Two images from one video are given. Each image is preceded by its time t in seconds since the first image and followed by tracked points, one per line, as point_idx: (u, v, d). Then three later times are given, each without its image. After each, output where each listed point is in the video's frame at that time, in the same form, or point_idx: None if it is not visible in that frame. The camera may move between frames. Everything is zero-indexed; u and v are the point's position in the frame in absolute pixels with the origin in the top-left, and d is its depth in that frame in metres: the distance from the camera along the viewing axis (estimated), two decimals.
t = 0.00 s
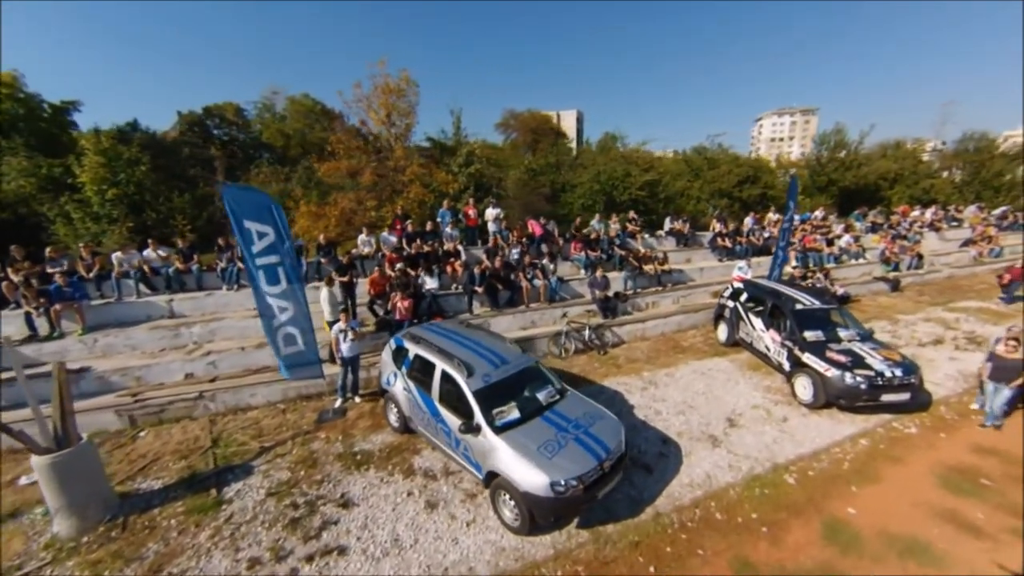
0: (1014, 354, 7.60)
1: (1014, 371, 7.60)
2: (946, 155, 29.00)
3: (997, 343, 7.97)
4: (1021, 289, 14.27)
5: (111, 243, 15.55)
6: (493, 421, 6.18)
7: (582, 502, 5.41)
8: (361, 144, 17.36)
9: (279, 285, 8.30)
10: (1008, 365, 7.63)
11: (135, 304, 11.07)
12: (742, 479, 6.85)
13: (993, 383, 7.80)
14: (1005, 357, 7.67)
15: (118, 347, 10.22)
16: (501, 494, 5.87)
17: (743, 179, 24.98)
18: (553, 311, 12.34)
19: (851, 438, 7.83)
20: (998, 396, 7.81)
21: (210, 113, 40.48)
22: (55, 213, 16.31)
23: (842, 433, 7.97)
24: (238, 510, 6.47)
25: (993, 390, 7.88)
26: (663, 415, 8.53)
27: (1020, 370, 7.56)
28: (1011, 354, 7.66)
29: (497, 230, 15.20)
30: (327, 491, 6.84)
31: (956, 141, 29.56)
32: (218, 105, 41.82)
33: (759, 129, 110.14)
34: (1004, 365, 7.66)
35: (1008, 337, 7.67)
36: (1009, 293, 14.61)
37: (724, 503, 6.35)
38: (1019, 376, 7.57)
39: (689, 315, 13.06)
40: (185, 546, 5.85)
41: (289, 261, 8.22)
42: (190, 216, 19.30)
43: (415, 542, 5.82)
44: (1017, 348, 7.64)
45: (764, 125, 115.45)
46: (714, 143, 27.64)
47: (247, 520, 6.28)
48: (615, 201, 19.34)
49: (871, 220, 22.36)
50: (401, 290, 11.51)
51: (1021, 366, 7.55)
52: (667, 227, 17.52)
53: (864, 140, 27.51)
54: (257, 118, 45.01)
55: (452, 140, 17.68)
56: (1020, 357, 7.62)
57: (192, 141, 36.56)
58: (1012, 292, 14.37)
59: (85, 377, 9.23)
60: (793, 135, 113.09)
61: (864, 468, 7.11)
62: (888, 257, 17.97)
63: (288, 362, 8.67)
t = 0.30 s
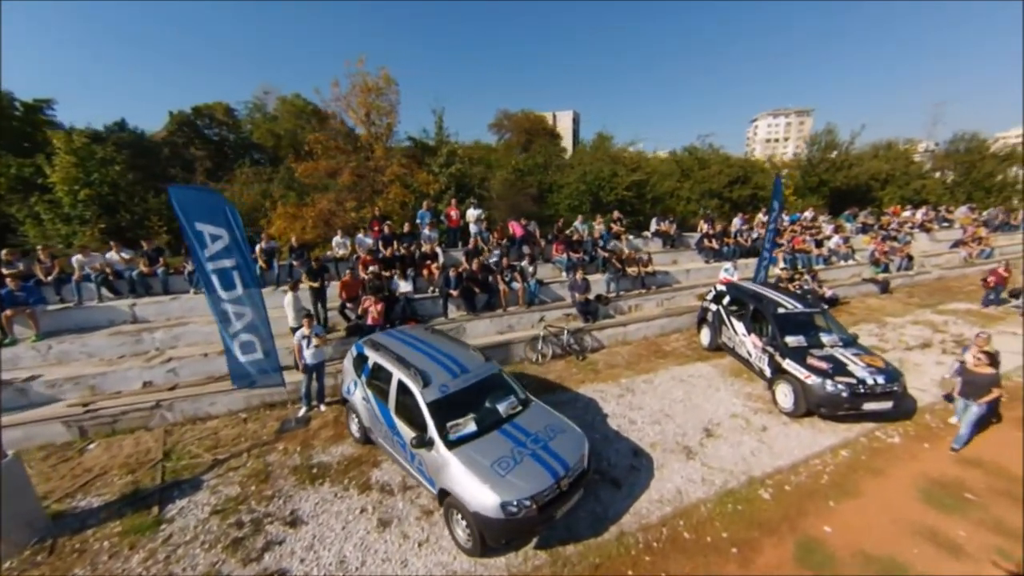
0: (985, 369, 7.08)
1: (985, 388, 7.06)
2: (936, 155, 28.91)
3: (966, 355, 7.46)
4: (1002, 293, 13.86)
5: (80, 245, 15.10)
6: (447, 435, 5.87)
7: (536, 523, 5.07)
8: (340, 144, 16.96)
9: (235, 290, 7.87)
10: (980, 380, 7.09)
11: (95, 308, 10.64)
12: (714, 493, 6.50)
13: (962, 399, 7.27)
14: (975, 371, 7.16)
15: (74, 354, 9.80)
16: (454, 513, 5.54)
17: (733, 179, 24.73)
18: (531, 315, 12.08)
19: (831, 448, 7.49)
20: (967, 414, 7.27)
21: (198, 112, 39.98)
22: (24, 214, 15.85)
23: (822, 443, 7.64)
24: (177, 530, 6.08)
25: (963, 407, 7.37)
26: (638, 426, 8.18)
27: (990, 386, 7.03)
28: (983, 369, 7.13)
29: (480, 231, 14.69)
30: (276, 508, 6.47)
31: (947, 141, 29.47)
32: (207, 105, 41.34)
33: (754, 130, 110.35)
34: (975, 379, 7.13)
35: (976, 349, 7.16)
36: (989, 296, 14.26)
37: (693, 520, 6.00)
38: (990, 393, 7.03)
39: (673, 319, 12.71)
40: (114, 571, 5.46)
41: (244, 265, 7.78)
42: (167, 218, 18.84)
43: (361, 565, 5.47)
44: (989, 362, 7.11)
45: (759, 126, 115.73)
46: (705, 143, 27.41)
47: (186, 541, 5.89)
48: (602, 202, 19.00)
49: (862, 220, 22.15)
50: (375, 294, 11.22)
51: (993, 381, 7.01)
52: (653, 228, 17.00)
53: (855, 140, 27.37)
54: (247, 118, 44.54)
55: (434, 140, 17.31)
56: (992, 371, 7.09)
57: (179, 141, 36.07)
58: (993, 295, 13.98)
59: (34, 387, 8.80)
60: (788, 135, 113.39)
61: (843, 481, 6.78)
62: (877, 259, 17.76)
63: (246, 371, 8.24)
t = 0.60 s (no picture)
0: (957, 382, 6.58)
1: (957, 401, 6.58)
2: (928, 155, 28.74)
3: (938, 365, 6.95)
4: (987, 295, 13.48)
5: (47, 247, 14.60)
6: (395, 452, 5.53)
7: (485, 549, 4.70)
8: (319, 143, 16.53)
9: (187, 295, 7.48)
10: (952, 394, 6.59)
11: (52, 314, 10.19)
12: (686, 511, 6.13)
13: (935, 415, 6.76)
14: (946, 384, 6.66)
15: (27, 362, 9.36)
16: (401, 536, 5.18)
17: (724, 178, 24.39)
18: (509, 319, 11.75)
19: (812, 460, 7.13)
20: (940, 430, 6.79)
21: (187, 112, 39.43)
22: None
23: (803, 454, 7.27)
24: (108, 554, 5.66)
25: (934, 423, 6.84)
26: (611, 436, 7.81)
27: (963, 400, 6.55)
28: (955, 382, 6.63)
29: (462, 231, 14.45)
30: (218, 529, 6.06)
31: (939, 140, 29.29)
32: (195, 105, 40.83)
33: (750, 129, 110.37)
34: (945, 393, 6.64)
35: (948, 360, 6.67)
36: (975, 298, 13.90)
37: (661, 542, 5.62)
38: (964, 407, 6.55)
39: (656, 322, 12.34)
40: None
41: (197, 268, 7.45)
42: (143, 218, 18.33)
43: None
44: (959, 374, 6.63)
45: (755, 126, 115.82)
46: (696, 142, 27.10)
47: (114, 567, 5.48)
48: (589, 201, 18.62)
49: (853, 220, 21.86)
50: (345, 298, 10.84)
51: (964, 395, 6.54)
52: (639, 228, 16.69)
53: (847, 139, 27.11)
54: (236, 118, 44.03)
55: (416, 138, 16.91)
56: (962, 383, 6.59)
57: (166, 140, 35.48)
58: (978, 296, 13.60)
59: None
60: (784, 135, 113.46)
61: (823, 496, 6.41)
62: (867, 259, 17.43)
63: (199, 381, 7.81)
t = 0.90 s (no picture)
0: (922, 396, 5.99)
1: (924, 417, 5.97)
2: (929, 153, 28.20)
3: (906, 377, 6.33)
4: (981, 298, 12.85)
5: (22, 248, 14.29)
6: (341, 468, 5.21)
7: None
8: (300, 141, 16.17)
9: (139, 300, 7.11)
10: (918, 409, 5.99)
11: (15, 317, 9.88)
12: (656, 530, 5.73)
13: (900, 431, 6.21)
14: (911, 399, 6.07)
15: None
16: (342, 558, 4.87)
17: (721, 176, 23.91)
18: (488, 322, 11.42)
19: (795, 473, 6.72)
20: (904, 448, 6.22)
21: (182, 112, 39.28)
22: None
23: (785, 466, 6.85)
24: None
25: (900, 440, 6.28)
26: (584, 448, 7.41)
27: (930, 415, 5.95)
28: (921, 396, 6.03)
29: (445, 231, 14.11)
30: (158, 547, 5.71)
31: (941, 138, 28.73)
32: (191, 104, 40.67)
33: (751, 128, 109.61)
34: (911, 409, 6.05)
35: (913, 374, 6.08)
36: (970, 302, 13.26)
37: (626, 565, 5.22)
38: (930, 423, 5.96)
39: (642, 325, 11.94)
40: None
41: (149, 271, 7.10)
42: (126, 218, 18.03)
43: None
44: (926, 387, 6.02)
45: (757, 125, 115.01)
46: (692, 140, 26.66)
47: None
48: (579, 201, 18.15)
49: (851, 220, 21.38)
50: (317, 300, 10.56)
51: (932, 411, 5.93)
52: (629, 228, 16.27)
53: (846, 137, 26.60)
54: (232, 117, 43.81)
55: (401, 136, 16.51)
56: (929, 398, 5.99)
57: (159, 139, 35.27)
58: (972, 299, 12.96)
59: None
60: (786, 134, 112.61)
61: (805, 514, 5.99)
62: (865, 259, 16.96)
63: (154, 388, 7.46)
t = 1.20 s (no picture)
0: (862, 415, 5.61)
1: (862, 437, 5.64)
2: (923, 154, 27.88)
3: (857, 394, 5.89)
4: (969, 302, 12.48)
5: None
6: (265, 489, 4.85)
7: None
8: (276, 140, 15.75)
9: (73, 306, 6.69)
10: (855, 428, 5.66)
11: None
12: (612, 554, 5.32)
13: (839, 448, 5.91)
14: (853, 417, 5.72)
15: None
16: None
17: (712, 176, 23.54)
18: (460, 326, 11.08)
19: (767, 490, 6.31)
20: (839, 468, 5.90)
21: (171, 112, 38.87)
22: None
23: (758, 482, 6.43)
24: None
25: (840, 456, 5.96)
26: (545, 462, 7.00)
27: (868, 435, 5.62)
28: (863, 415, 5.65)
29: (421, 233, 13.74)
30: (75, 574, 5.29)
31: (935, 138, 28.40)
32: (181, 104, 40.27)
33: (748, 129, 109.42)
34: (851, 427, 5.72)
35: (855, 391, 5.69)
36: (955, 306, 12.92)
37: None
38: (866, 444, 5.62)
39: (621, 329, 11.52)
40: None
41: (84, 275, 6.70)
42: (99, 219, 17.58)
43: None
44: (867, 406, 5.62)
45: (755, 126, 114.87)
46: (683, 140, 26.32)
47: None
48: (563, 201, 17.73)
49: (843, 220, 21.02)
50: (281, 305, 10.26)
51: (869, 431, 5.60)
52: (613, 228, 15.87)
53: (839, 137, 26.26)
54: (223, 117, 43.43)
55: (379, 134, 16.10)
56: (869, 418, 5.62)
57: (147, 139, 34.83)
58: (959, 303, 12.60)
59: None
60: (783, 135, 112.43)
61: (773, 536, 5.59)
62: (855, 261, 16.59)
63: (95, 399, 7.03)
